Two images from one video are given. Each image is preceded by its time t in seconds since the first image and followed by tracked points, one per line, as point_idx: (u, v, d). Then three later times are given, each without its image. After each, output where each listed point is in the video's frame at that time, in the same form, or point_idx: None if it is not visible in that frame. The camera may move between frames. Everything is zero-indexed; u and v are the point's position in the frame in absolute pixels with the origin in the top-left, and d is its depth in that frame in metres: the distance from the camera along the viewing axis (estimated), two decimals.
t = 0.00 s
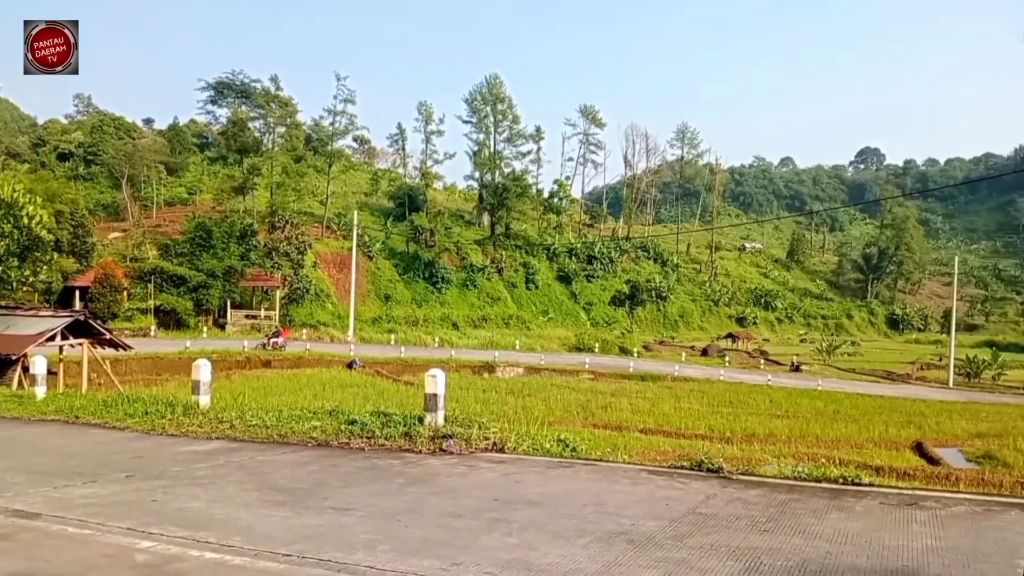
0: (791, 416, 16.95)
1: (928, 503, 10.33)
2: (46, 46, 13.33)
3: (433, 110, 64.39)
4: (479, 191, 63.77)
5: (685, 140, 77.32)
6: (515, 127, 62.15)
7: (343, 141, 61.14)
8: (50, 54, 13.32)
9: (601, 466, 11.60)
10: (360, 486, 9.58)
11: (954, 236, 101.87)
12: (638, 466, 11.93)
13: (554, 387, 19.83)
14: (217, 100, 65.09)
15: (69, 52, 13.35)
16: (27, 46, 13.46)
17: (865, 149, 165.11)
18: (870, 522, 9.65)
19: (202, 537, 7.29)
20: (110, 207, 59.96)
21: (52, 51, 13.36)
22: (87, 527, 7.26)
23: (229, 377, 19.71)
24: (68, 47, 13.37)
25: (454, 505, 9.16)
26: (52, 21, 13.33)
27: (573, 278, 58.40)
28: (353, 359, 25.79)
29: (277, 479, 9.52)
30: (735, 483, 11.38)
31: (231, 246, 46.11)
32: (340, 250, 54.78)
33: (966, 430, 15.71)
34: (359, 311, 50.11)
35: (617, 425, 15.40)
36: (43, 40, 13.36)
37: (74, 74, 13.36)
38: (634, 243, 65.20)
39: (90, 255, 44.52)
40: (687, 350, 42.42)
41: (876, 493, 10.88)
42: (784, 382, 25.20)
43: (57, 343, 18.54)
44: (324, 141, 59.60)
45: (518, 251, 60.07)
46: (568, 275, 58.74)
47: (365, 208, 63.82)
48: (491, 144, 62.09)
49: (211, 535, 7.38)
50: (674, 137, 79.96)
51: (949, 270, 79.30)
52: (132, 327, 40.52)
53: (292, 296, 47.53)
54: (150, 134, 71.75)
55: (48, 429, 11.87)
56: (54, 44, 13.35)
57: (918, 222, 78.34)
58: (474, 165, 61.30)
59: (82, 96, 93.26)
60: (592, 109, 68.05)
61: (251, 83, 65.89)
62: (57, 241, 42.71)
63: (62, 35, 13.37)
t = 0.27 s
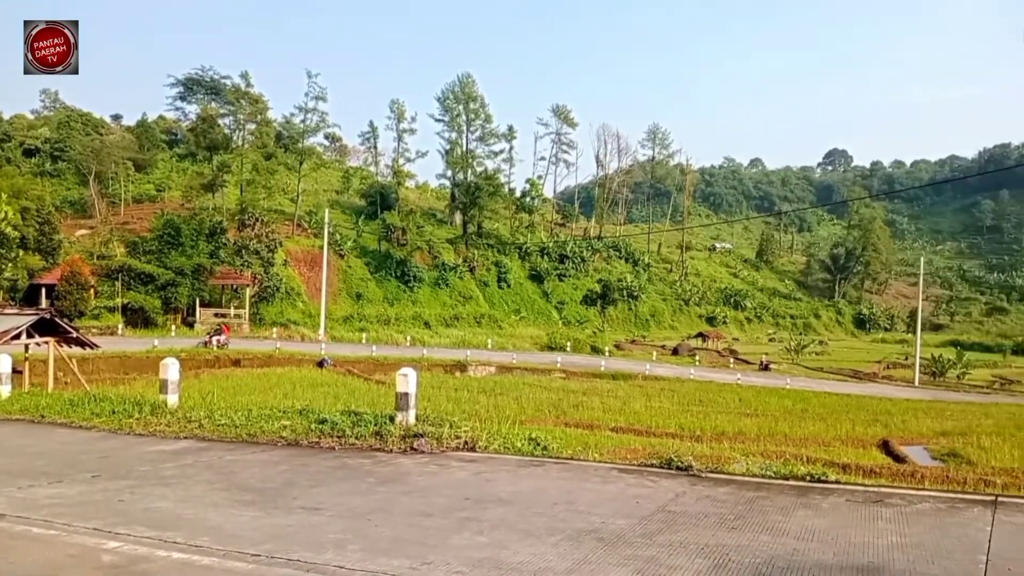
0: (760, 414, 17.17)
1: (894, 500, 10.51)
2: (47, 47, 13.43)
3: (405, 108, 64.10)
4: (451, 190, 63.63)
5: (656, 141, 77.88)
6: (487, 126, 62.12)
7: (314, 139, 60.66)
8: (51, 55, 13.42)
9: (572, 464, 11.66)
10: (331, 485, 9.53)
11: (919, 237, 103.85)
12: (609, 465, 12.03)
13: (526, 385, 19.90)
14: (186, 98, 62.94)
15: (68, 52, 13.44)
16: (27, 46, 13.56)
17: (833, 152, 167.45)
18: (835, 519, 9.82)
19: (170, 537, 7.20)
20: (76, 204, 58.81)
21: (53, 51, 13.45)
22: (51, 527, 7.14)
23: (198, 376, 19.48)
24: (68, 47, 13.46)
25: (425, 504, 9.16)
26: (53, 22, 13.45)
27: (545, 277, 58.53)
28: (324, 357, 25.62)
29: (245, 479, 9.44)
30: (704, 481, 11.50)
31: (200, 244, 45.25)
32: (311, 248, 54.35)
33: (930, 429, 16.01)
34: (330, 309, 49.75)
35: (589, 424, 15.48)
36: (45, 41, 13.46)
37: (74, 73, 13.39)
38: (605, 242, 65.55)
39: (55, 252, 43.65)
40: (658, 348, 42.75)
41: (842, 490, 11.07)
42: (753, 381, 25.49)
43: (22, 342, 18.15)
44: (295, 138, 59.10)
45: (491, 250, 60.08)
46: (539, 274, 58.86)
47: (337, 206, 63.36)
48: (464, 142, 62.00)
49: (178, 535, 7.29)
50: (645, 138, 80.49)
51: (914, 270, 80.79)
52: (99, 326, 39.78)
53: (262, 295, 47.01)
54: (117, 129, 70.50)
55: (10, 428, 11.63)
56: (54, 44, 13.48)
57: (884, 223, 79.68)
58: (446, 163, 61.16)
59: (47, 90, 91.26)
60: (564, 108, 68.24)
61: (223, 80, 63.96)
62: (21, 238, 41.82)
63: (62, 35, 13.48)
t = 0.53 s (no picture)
0: (729, 413, 17.38)
1: (859, 497, 10.71)
2: (47, 47, 13.23)
3: (377, 106, 63.75)
4: (423, 188, 63.42)
5: (627, 141, 78.37)
6: (460, 125, 62.00)
7: (285, 136, 60.13)
8: (51, 54, 13.22)
9: (543, 464, 11.73)
10: (300, 485, 9.47)
11: (884, 238, 105.80)
12: (579, 464, 12.11)
13: (497, 384, 19.95)
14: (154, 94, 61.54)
15: (69, 52, 13.25)
16: (27, 45, 13.35)
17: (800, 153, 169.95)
18: (802, 516, 10.00)
19: (136, 538, 7.11)
20: (41, 200, 57.57)
21: (53, 51, 13.26)
22: (13, 528, 7.01)
23: (167, 375, 19.22)
24: (68, 47, 13.27)
25: (396, 503, 9.15)
26: (53, 22, 13.26)
27: (517, 276, 58.60)
28: (295, 356, 25.44)
29: (214, 478, 9.35)
30: (674, 479, 11.62)
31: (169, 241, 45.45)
32: (282, 246, 53.84)
33: (895, 427, 16.32)
34: (301, 308, 49.32)
35: (560, 423, 15.56)
36: (44, 41, 13.26)
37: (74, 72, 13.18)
38: (577, 242, 65.82)
39: (20, 249, 42.66)
40: (629, 348, 43.03)
41: (808, 487, 11.27)
42: (724, 380, 25.76)
43: None
44: (266, 135, 58.54)
45: (463, 249, 60.00)
46: (511, 273, 58.92)
47: (308, 204, 62.83)
48: (436, 141, 61.84)
49: (144, 536, 7.20)
50: (617, 138, 80.97)
51: (879, 271, 82.26)
52: (65, 324, 38.96)
53: (231, 293, 46.43)
54: (83, 125, 69.19)
55: None
56: (55, 44, 13.27)
57: (850, 225, 81.06)
58: (418, 162, 60.96)
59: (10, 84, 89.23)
60: (536, 108, 68.36)
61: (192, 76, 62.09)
62: None
63: (62, 35, 13.27)
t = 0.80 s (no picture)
0: (698, 411, 17.60)
1: (823, 494, 10.92)
2: (47, 47, 12.80)
3: (349, 103, 63.37)
4: (395, 187, 63.18)
5: (599, 142, 78.79)
6: (433, 123, 61.87)
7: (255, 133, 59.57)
8: (51, 54, 12.78)
9: (514, 462, 11.79)
10: (268, 485, 9.41)
11: (851, 239, 107.68)
12: (550, 462, 12.20)
13: (469, 383, 19.98)
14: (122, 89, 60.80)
15: (69, 52, 12.81)
16: (26, 46, 12.91)
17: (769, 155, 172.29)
18: (768, 513, 10.17)
19: (101, 539, 7.03)
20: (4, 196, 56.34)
21: (53, 51, 12.81)
22: None
23: (133, 373, 18.97)
24: (68, 48, 12.83)
25: (365, 502, 9.14)
26: (53, 21, 12.83)
27: (489, 275, 58.65)
28: (265, 355, 25.24)
29: (181, 478, 9.26)
30: (643, 476, 11.75)
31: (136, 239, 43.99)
32: (251, 244, 53.32)
33: (860, 424, 16.66)
34: (271, 306, 48.89)
35: (532, 421, 15.63)
36: (44, 40, 12.82)
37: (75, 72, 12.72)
38: (549, 241, 66.06)
39: None
40: (600, 346, 43.31)
41: (774, 484, 11.46)
42: (692, 378, 26.02)
43: None
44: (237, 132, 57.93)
45: (435, 247, 59.89)
46: (484, 272, 58.94)
47: (278, 202, 62.29)
48: (408, 139, 61.66)
49: (110, 537, 7.12)
50: (589, 138, 81.37)
51: (845, 271, 83.68)
52: (29, 322, 38.18)
53: (199, 291, 45.91)
54: (48, 119, 67.87)
55: None
56: (55, 44, 12.83)
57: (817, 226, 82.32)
58: (391, 160, 60.74)
59: None
60: (509, 108, 68.46)
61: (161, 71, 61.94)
62: None
63: (62, 34, 12.83)
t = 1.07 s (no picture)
0: (668, 409, 17.77)
1: (787, 490, 11.13)
2: (47, 46, 12.46)
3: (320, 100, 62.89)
4: (366, 184, 62.83)
5: (571, 142, 79.10)
6: (405, 121, 61.61)
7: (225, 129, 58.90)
8: (51, 54, 12.44)
9: (484, 461, 11.83)
10: (236, 484, 9.36)
11: (817, 239, 109.42)
12: (520, 460, 12.26)
13: (440, 382, 19.99)
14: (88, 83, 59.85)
15: (69, 51, 12.48)
16: (26, 46, 12.59)
17: (738, 156, 174.23)
18: (733, 508, 10.34)
19: (63, 539, 6.95)
20: None
21: (52, 51, 12.48)
22: None
23: (99, 372, 18.68)
24: (68, 47, 12.50)
25: (334, 502, 9.12)
26: (53, 21, 12.50)
27: (461, 274, 58.56)
28: (234, 354, 25.02)
29: (146, 478, 9.17)
30: (611, 473, 11.88)
31: (102, 236, 43.45)
32: (220, 241, 52.72)
33: (824, 421, 16.97)
34: (240, 305, 48.39)
35: (503, 420, 15.68)
36: (44, 40, 12.50)
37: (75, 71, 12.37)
38: (521, 241, 66.17)
39: None
40: (572, 345, 43.52)
41: (740, 480, 11.65)
42: (662, 377, 26.28)
43: None
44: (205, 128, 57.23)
45: (407, 246, 59.67)
46: (456, 270, 58.82)
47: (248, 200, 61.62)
48: (380, 137, 61.38)
49: (73, 538, 7.03)
50: (561, 138, 81.62)
51: (812, 271, 85.04)
52: None
53: (166, 289, 45.33)
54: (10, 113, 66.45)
55: None
56: (54, 44, 12.51)
57: (784, 226, 83.52)
58: (362, 158, 60.40)
59: None
60: (482, 107, 68.41)
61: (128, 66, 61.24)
62: None
63: (62, 35, 12.50)
